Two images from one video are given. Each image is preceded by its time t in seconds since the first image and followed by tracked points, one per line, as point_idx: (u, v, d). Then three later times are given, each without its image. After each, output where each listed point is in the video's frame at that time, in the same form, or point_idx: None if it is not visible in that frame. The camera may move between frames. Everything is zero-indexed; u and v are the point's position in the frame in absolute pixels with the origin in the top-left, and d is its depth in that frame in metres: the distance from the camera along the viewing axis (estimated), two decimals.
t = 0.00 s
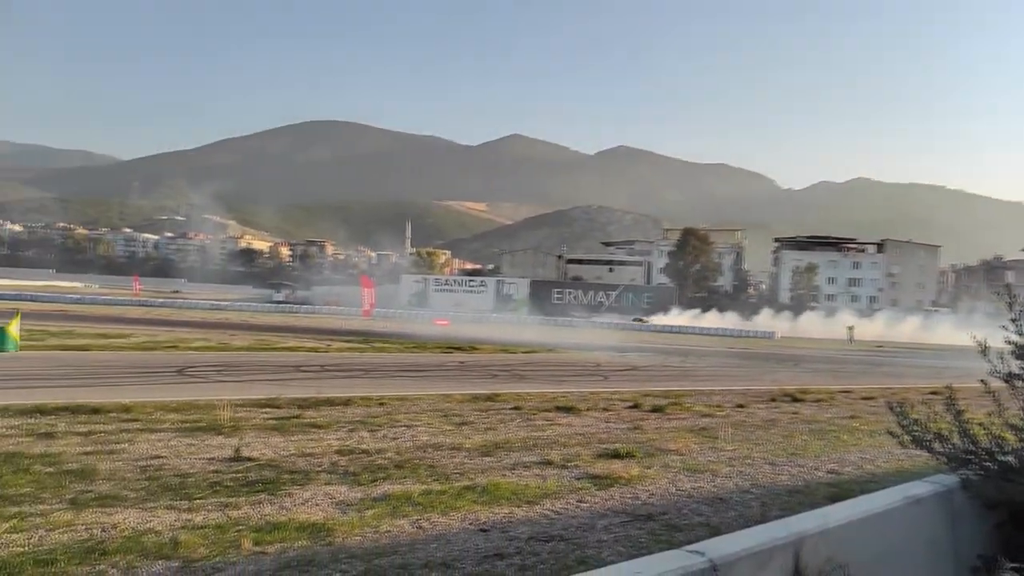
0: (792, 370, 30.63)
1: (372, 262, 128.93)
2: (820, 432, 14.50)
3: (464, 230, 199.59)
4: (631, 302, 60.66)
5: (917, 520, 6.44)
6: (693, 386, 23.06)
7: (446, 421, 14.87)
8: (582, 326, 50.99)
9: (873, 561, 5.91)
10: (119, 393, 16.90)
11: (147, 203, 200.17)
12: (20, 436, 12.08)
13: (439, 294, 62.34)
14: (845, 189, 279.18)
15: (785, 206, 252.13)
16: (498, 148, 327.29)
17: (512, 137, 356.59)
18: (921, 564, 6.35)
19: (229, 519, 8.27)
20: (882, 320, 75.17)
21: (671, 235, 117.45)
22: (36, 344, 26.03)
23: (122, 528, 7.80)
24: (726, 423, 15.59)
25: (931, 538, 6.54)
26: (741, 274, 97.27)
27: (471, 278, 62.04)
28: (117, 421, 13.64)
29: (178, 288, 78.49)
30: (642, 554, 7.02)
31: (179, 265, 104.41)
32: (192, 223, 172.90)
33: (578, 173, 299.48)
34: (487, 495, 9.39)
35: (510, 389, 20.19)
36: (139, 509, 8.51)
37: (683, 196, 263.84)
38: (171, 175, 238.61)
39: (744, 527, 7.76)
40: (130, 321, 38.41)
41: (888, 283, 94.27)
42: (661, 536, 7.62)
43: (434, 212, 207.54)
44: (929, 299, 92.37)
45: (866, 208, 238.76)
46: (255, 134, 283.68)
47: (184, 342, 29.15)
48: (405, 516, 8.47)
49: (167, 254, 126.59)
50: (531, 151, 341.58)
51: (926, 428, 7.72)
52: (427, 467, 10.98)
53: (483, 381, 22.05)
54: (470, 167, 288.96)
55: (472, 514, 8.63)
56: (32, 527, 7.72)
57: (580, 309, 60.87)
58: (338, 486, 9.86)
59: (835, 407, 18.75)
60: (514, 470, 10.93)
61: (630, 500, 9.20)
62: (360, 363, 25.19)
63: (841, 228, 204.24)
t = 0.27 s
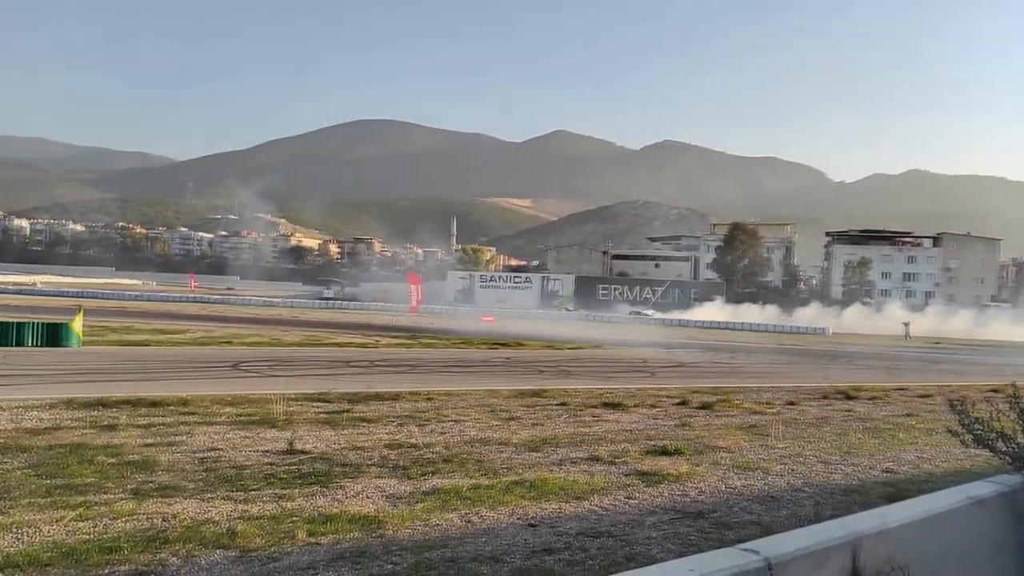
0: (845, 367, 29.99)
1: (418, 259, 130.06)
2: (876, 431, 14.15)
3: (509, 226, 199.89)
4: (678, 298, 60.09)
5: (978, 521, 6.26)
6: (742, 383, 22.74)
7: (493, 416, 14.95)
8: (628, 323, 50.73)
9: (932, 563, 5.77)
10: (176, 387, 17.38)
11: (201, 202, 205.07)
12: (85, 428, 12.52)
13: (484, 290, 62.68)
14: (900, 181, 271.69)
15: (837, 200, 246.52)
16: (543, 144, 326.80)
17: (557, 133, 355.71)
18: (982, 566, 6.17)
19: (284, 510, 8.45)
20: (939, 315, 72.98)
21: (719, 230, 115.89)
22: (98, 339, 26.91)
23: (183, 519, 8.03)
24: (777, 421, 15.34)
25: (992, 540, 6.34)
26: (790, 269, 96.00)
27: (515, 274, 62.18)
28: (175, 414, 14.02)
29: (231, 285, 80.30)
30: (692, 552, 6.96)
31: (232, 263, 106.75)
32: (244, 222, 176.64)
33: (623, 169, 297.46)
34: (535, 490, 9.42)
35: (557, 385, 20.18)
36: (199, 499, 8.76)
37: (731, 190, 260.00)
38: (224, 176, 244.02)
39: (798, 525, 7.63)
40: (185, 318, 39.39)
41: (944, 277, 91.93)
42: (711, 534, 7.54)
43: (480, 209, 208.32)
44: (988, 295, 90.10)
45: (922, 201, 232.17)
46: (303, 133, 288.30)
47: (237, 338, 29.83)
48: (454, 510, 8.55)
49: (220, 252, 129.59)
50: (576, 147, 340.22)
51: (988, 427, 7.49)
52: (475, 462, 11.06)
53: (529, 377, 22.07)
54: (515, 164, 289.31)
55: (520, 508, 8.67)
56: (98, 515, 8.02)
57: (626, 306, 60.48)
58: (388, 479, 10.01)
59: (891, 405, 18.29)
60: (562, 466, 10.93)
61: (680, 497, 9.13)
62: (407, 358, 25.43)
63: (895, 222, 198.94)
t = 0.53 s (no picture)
0: (905, 365, 29.16)
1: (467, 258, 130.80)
2: (939, 431, 13.73)
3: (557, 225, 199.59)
4: (730, 295, 59.24)
5: None
6: (797, 382, 22.31)
7: (544, 414, 14.96)
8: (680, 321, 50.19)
9: (1002, 568, 5.59)
10: (236, 385, 17.83)
11: (257, 205, 209.79)
12: (151, 424, 12.95)
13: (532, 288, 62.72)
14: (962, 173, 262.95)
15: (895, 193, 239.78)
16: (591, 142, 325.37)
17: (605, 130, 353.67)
18: None
19: (342, 505, 8.64)
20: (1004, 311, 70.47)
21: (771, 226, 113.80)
22: (160, 339, 27.75)
23: (245, 512, 8.25)
24: (834, 420, 15.01)
25: None
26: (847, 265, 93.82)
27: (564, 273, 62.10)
28: (235, 411, 14.40)
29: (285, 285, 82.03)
30: (748, 552, 6.88)
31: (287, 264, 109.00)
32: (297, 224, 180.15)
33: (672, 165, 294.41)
34: (588, 488, 9.42)
35: (607, 384, 20.10)
36: (260, 494, 9.00)
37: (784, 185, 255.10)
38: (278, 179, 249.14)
39: (858, 527, 7.47)
40: (242, 317, 40.40)
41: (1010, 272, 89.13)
42: (768, 535, 7.43)
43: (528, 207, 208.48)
44: None
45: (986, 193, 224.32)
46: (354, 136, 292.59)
47: (292, 337, 30.47)
48: (508, 508, 8.60)
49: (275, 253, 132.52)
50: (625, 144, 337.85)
51: None
52: (526, 461, 11.09)
53: (579, 375, 22.02)
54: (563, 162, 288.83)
55: (573, 506, 8.68)
56: (165, 508, 8.30)
57: (675, 304, 59.68)
58: (442, 475, 10.12)
59: (954, 405, 17.74)
60: (614, 465, 10.90)
61: (736, 497, 9.02)
62: (458, 357, 25.63)
63: (957, 216, 192.65)
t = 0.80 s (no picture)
0: (974, 366, 28.15)
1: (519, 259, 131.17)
2: (1011, 434, 13.24)
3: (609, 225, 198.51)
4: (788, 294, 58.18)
5: None
6: (859, 383, 21.76)
7: (598, 415, 14.93)
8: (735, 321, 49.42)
9: None
10: (296, 385, 18.26)
11: (313, 210, 214.08)
12: (216, 423, 13.35)
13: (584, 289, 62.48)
14: None
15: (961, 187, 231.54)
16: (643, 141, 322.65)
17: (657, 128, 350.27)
18: None
19: (401, 504, 8.78)
20: None
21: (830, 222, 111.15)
22: (223, 341, 28.55)
23: (306, 510, 8.44)
24: (900, 422, 14.60)
25: None
26: (911, 263, 91.01)
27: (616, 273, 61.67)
28: (296, 411, 14.74)
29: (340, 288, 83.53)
30: (810, 557, 6.76)
31: (343, 267, 110.96)
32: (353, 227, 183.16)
33: (726, 162, 289.95)
34: (644, 490, 9.35)
35: (662, 384, 19.94)
36: (321, 493, 9.20)
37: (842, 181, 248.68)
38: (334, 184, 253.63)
39: (927, 533, 7.27)
40: (301, 320, 41.34)
41: None
42: (832, 539, 7.30)
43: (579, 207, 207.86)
44: None
45: None
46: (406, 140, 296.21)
47: (349, 339, 31.00)
48: (564, 508, 8.61)
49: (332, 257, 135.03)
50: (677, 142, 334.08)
51: None
52: (582, 462, 11.09)
53: (633, 376, 21.89)
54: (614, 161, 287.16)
55: (629, 508, 8.64)
56: (231, 505, 8.55)
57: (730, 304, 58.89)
58: (498, 476, 10.20)
59: None
60: (670, 466, 10.81)
61: (797, 500, 8.87)
62: (512, 358, 25.75)
63: None
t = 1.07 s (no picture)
0: None
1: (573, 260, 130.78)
2: None
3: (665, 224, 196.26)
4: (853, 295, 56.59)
5: None
6: (930, 387, 21.03)
7: (656, 418, 14.80)
8: (797, 322, 48.23)
9: None
10: (355, 386, 18.56)
11: (371, 214, 217.46)
12: (280, 423, 13.67)
13: (641, 290, 61.80)
14: None
15: None
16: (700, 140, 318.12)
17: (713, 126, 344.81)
18: None
19: (459, 505, 8.86)
20: None
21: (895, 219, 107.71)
22: (285, 342, 29.24)
23: (368, 509, 8.58)
24: (974, 427, 14.07)
25: None
26: (985, 262, 87.46)
27: (672, 274, 60.84)
28: (356, 412, 14.98)
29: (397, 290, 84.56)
30: (880, 568, 6.59)
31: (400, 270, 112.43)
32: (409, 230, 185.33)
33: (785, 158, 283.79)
34: (705, 495, 9.23)
35: (722, 387, 19.62)
36: (381, 492, 9.33)
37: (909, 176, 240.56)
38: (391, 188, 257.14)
39: (1004, 545, 6.99)
40: (360, 322, 42.02)
41: None
42: (902, 549, 7.09)
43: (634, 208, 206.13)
44: None
45: None
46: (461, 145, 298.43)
47: (407, 340, 31.37)
48: (622, 512, 8.56)
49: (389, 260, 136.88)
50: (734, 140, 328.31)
51: None
52: (640, 465, 11.01)
53: (692, 378, 21.62)
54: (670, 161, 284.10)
55: (689, 513, 8.54)
56: (296, 503, 8.74)
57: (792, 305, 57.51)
58: (556, 478, 10.19)
59: None
60: (731, 471, 10.67)
61: (865, 507, 8.66)
62: (568, 359, 25.70)
63: None
